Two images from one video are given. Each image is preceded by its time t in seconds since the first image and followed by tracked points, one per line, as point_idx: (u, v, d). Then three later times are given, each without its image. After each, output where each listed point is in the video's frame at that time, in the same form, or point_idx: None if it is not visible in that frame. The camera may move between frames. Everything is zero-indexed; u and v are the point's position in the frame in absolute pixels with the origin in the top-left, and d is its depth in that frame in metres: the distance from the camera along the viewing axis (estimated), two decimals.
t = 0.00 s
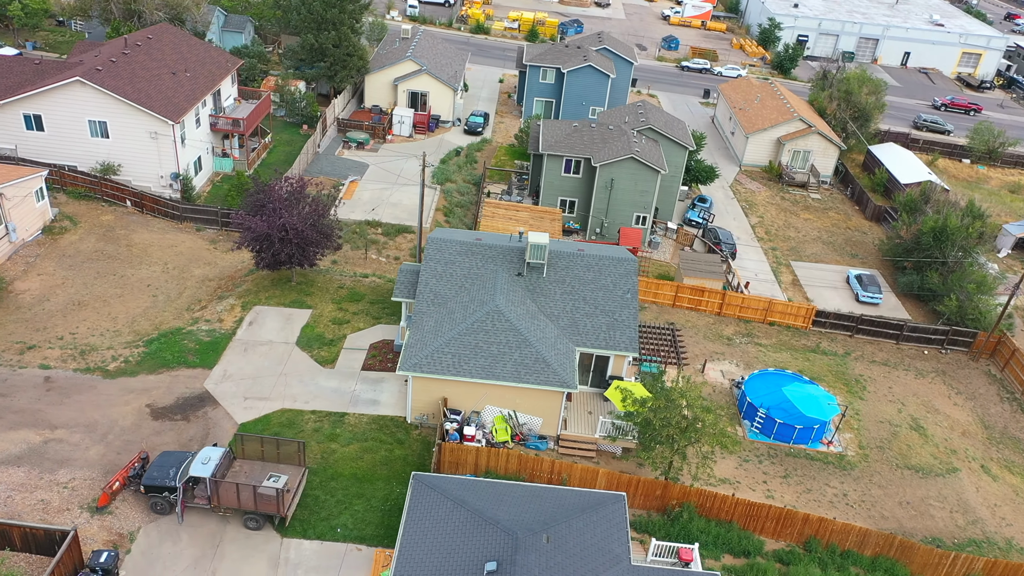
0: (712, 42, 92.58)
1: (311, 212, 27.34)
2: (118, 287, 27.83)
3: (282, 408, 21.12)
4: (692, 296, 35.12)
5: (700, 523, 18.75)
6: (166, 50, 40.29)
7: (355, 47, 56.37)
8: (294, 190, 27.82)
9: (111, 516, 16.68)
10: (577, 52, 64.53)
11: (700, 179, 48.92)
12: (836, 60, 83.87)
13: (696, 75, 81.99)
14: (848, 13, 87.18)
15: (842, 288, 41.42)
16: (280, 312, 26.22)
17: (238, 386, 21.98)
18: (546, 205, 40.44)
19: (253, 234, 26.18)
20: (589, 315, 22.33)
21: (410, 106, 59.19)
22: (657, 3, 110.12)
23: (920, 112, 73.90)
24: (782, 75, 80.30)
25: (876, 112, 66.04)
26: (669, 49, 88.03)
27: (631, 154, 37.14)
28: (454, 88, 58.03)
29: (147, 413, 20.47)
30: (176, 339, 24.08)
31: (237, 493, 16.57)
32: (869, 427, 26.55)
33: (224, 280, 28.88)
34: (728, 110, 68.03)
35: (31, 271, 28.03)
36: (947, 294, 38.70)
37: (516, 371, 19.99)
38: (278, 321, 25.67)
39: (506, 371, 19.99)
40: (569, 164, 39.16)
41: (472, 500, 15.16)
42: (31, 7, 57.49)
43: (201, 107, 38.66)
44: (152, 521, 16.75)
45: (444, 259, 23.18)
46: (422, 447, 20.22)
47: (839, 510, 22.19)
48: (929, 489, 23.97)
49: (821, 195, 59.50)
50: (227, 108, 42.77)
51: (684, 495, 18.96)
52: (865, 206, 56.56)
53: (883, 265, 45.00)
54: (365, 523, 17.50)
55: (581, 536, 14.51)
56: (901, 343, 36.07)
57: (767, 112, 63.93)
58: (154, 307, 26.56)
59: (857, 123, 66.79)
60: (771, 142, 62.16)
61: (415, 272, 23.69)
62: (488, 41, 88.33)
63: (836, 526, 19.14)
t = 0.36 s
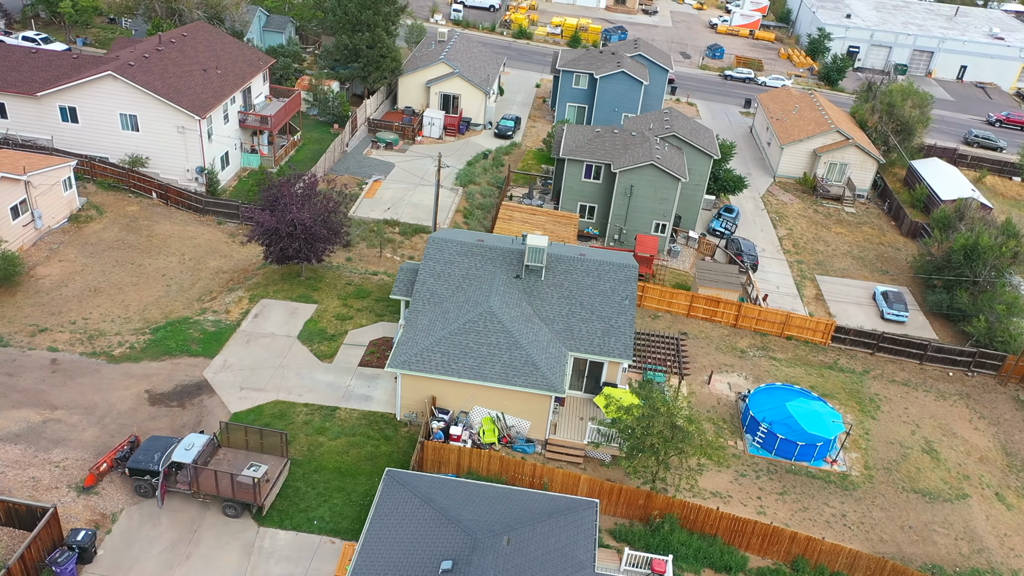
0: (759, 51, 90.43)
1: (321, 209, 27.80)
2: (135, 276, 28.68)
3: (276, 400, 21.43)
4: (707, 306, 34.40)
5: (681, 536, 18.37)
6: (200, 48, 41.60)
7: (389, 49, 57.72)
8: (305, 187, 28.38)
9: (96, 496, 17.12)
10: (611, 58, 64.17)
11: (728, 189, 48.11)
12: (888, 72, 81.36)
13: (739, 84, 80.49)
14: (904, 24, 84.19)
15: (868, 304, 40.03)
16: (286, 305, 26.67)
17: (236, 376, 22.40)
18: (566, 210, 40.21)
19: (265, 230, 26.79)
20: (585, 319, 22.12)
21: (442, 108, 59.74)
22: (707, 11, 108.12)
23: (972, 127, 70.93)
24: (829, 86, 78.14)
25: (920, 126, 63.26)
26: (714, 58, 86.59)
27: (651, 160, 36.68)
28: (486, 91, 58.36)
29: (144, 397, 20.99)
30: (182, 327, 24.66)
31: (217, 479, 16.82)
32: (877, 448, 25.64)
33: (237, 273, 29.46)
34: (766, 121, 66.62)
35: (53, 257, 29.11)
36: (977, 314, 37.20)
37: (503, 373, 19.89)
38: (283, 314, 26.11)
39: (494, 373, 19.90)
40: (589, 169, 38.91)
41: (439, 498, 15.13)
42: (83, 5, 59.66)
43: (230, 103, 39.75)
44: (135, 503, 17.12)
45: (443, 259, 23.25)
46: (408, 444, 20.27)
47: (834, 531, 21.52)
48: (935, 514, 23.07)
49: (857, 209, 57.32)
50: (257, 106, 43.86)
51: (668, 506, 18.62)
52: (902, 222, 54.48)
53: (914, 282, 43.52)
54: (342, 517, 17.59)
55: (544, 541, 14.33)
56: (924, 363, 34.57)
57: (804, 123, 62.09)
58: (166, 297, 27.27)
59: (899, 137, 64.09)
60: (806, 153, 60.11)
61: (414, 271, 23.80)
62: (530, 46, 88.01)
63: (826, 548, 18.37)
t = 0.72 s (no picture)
0: (804, 59, 88.20)
1: (330, 205, 28.16)
2: (150, 267, 29.49)
3: (270, 391, 21.73)
4: (720, 316, 33.81)
5: (660, 546, 18.04)
6: (231, 45, 42.77)
7: (420, 50, 58.40)
8: (316, 184, 28.83)
9: (84, 477, 17.57)
10: (643, 63, 63.72)
11: (753, 199, 47.32)
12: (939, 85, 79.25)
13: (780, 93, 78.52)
14: (958, 36, 81.30)
15: (891, 320, 38.87)
16: (291, 299, 27.10)
17: (234, 366, 22.81)
18: (583, 214, 39.95)
19: (273, 225, 27.29)
20: (580, 324, 21.92)
21: (471, 110, 60.08)
22: (753, 17, 105.86)
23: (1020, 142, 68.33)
24: (874, 97, 76.12)
25: (961, 140, 60.65)
26: (756, 67, 84.66)
27: (668, 167, 36.28)
28: (515, 94, 58.54)
29: (143, 383, 21.52)
30: (187, 317, 25.24)
31: (198, 467, 17.10)
32: (882, 468, 24.85)
33: (249, 266, 30.00)
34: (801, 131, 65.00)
35: (74, 245, 30.08)
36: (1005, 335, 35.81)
37: (491, 374, 19.82)
38: (288, 308, 26.52)
39: (482, 373, 19.85)
40: (607, 174, 38.57)
41: (407, 496, 15.14)
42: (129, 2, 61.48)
43: (256, 100, 40.69)
44: (121, 486, 17.51)
45: (442, 258, 23.29)
46: (395, 441, 20.34)
47: (826, 550, 20.91)
48: (937, 539, 22.27)
49: (890, 224, 55.62)
50: (285, 104, 44.72)
51: (649, 515, 18.33)
52: (936, 238, 52.64)
53: (942, 300, 42.14)
54: (320, 509, 17.75)
55: (507, 542, 14.21)
56: (946, 383, 33.14)
57: (840, 133, 60.33)
58: (177, 287, 27.98)
59: (939, 151, 61.66)
60: (840, 165, 58.55)
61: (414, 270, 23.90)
62: (569, 51, 87.32)
63: (811, 566, 17.75)
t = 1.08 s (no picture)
0: (853, 71, 84.56)
1: (340, 202, 28.59)
2: (167, 257, 30.27)
3: (265, 383, 22.06)
4: (733, 327, 33.17)
5: (637, 556, 17.70)
6: (262, 44, 44.03)
7: (451, 52, 59.12)
8: (328, 181, 29.29)
9: (75, 458, 18.06)
10: (677, 70, 62.99)
11: (780, 211, 46.35)
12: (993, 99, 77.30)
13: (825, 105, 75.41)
14: (1015, 50, 78.38)
15: (916, 339, 37.62)
16: (298, 294, 27.52)
17: (233, 357, 23.24)
18: (601, 220, 39.66)
19: (283, 220, 27.82)
20: (573, 328, 21.72)
21: (502, 114, 60.20)
22: (804, 27, 101.03)
23: None
24: (922, 110, 73.63)
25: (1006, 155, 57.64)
26: (801, 77, 81.61)
27: (687, 174, 35.76)
28: (545, 99, 58.51)
29: (143, 369, 22.07)
30: (195, 308, 25.84)
31: (180, 453, 17.39)
32: (886, 490, 24.05)
33: (262, 260, 30.56)
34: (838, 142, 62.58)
35: (96, 234, 31.09)
36: None
37: (477, 374, 19.76)
38: (293, 302, 26.93)
39: (469, 373, 19.82)
40: (626, 180, 38.19)
41: (374, 490, 15.19)
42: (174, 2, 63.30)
43: (283, 98, 41.68)
44: (108, 468, 17.94)
45: (441, 259, 23.39)
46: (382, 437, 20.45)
47: (816, 570, 20.32)
48: (937, 565, 21.44)
49: (924, 241, 52.91)
50: (313, 102, 45.52)
51: (628, 524, 18.04)
52: (973, 257, 50.27)
53: (973, 321, 40.63)
54: (299, 501, 17.88)
55: (468, 542, 14.11)
56: (968, 408, 31.53)
57: (878, 145, 58.17)
58: (190, 278, 28.68)
59: (983, 167, 59.16)
60: (875, 178, 56.22)
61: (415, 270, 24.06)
62: (610, 58, 84.61)
63: None
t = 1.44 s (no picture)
0: (904, 84, 80.94)
1: (352, 200, 28.99)
2: (185, 249, 31.06)
3: (262, 374, 22.44)
4: (746, 340, 32.49)
5: (614, 565, 17.45)
6: (294, 44, 45.03)
7: (484, 56, 59.46)
8: (341, 179, 29.71)
9: (69, 438, 18.62)
10: (711, 78, 61.80)
11: (808, 223, 45.31)
12: None
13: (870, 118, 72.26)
14: None
15: (942, 359, 36.30)
16: (306, 289, 27.95)
17: (235, 347, 23.73)
18: (620, 227, 39.38)
19: (295, 215, 28.39)
20: (567, 333, 21.56)
21: (533, 118, 60.26)
22: (858, 38, 95.17)
23: None
24: (975, 126, 70.88)
25: None
26: (850, 89, 77.86)
27: (706, 183, 35.25)
28: (576, 105, 58.32)
29: (147, 356, 22.70)
30: (204, 299, 26.47)
31: (166, 438, 17.78)
32: (889, 513, 23.27)
33: (276, 255, 31.14)
34: (878, 155, 59.96)
35: (120, 224, 32.09)
36: None
37: (464, 375, 19.78)
38: (300, 296, 27.37)
39: (456, 373, 19.85)
40: (646, 188, 37.88)
41: (343, 485, 15.23)
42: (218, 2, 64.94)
43: (310, 97, 42.53)
44: (100, 450, 18.44)
45: (441, 258, 23.51)
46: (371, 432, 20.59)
47: None
48: None
49: (961, 259, 50.16)
50: (341, 102, 46.26)
51: (607, 533, 17.80)
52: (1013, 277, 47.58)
53: (1005, 343, 39.06)
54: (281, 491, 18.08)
55: (430, 541, 14.02)
56: (990, 433, 30.16)
57: (917, 160, 55.46)
58: (204, 271, 29.40)
59: None
60: (912, 193, 53.55)
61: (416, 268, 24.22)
62: (651, 66, 81.47)
63: None
